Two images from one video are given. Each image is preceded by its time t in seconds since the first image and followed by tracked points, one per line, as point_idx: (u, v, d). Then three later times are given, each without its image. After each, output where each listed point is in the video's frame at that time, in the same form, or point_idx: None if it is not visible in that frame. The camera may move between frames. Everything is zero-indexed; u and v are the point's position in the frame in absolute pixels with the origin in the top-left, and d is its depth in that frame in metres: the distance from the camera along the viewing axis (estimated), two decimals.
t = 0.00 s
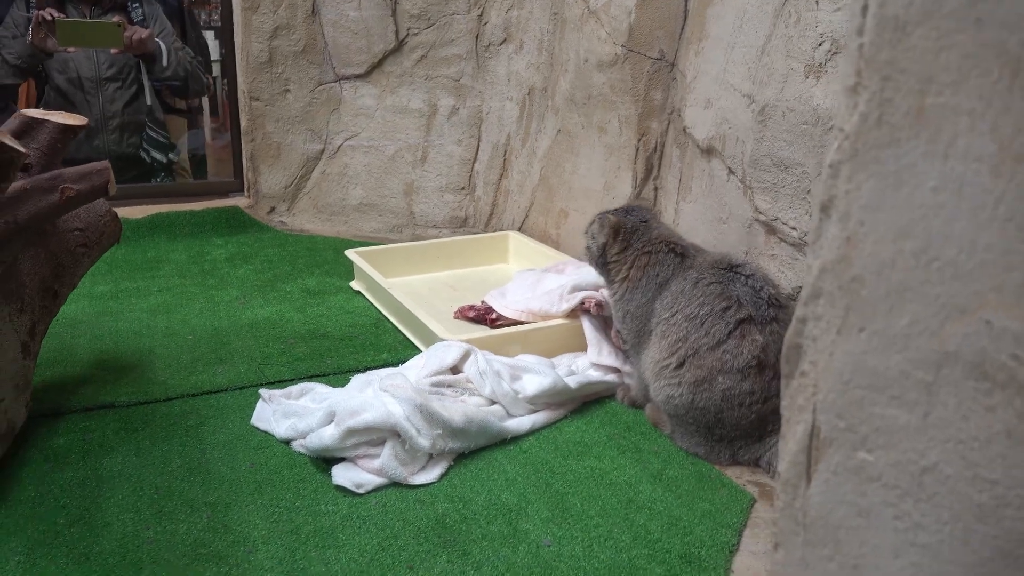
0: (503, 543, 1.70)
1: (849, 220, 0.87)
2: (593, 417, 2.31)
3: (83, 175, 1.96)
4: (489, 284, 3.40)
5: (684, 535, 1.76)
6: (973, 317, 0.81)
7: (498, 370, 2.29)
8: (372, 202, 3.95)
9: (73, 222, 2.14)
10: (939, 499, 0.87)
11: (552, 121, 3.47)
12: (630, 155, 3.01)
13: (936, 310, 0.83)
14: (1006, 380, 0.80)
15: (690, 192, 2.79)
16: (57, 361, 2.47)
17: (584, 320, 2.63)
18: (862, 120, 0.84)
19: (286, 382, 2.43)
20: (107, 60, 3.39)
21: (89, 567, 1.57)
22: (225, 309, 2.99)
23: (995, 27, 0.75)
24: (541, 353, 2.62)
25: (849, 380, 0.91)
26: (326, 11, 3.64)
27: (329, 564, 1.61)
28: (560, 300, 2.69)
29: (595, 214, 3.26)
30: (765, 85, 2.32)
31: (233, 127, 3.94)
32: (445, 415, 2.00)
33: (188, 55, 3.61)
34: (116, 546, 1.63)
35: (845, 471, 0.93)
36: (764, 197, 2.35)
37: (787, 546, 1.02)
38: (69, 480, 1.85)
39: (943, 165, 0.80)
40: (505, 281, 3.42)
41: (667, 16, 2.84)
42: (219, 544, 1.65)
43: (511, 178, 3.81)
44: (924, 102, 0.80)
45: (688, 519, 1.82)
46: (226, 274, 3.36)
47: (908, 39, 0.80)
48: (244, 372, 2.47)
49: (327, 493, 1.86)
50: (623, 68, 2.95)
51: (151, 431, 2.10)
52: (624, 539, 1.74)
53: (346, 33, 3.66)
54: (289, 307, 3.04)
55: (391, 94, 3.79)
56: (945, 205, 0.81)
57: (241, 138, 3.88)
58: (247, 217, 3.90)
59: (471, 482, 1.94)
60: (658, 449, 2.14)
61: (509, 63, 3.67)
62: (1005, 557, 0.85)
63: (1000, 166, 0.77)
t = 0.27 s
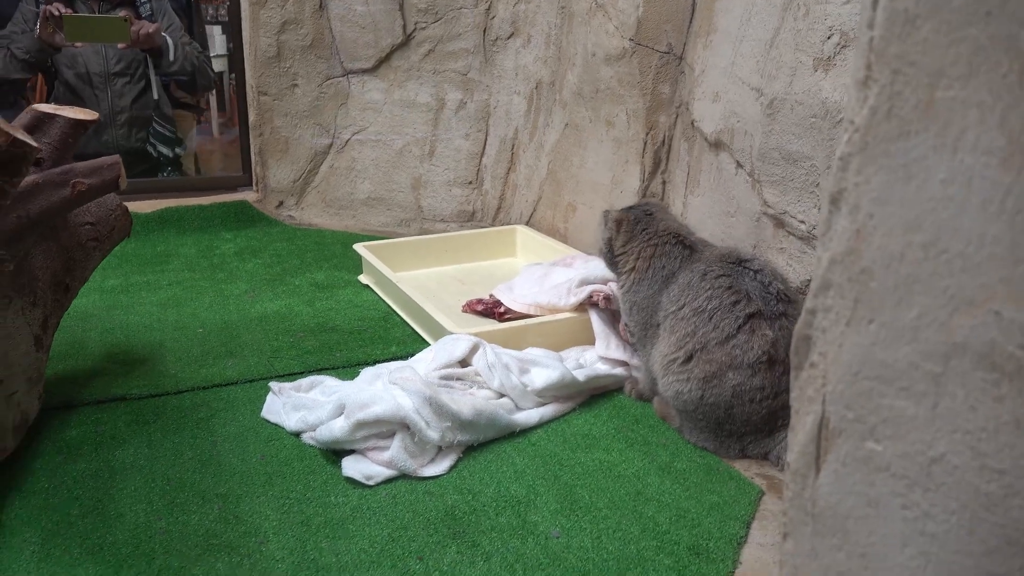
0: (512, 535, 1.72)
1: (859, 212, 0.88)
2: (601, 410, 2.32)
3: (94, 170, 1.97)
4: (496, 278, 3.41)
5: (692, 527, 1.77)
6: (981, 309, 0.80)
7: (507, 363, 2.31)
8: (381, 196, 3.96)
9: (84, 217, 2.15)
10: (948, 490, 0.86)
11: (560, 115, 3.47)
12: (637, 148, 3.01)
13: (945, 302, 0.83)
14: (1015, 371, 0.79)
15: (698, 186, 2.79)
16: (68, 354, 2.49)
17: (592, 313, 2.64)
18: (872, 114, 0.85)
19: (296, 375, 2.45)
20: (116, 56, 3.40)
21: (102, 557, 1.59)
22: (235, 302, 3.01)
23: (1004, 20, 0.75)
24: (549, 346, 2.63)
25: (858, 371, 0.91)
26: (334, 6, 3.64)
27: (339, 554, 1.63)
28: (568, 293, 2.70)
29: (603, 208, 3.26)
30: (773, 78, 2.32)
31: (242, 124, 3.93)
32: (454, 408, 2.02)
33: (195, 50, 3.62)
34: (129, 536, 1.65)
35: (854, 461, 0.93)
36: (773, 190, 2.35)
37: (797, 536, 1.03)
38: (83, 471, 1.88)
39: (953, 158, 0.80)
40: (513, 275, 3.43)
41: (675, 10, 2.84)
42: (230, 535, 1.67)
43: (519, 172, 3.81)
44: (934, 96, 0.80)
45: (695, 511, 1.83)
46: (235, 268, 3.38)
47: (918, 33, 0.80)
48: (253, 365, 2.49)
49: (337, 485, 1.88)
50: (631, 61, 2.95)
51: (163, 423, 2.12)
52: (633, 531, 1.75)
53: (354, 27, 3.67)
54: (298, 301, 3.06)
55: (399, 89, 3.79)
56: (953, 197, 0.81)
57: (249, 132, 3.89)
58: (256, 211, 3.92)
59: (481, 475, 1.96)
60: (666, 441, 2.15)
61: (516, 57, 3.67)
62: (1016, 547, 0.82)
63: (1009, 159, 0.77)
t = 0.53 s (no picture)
0: (517, 528, 1.73)
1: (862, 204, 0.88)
2: (606, 404, 2.32)
3: (103, 162, 1.98)
4: (503, 273, 3.42)
5: (696, 521, 1.77)
6: (983, 300, 0.80)
7: (512, 357, 2.31)
8: (388, 190, 3.97)
9: (93, 209, 2.17)
10: (949, 481, 0.86)
11: (567, 110, 3.47)
12: (644, 143, 3.01)
13: (947, 294, 0.82)
14: (1016, 362, 0.79)
15: (704, 181, 2.79)
16: (77, 346, 2.51)
17: (598, 308, 2.65)
18: (876, 106, 0.85)
19: (303, 367, 2.47)
20: (124, 49, 3.45)
21: (110, 547, 1.60)
22: (242, 295, 3.03)
23: (1007, 13, 0.75)
24: (554, 341, 2.63)
25: (861, 363, 0.91)
26: None
27: (345, 546, 1.64)
28: (574, 288, 2.70)
29: (610, 203, 3.26)
30: (781, 73, 2.31)
31: (250, 118, 3.92)
32: (459, 401, 2.03)
33: (204, 44, 3.65)
34: (137, 526, 1.67)
35: (856, 453, 0.94)
36: (780, 185, 2.34)
37: (799, 528, 1.03)
38: (90, 463, 1.89)
39: (956, 150, 0.80)
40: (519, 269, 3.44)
41: (682, 4, 2.83)
42: (237, 526, 1.68)
43: (526, 166, 3.81)
44: (938, 87, 0.80)
45: (700, 505, 1.84)
46: (242, 261, 3.39)
47: (923, 24, 0.80)
48: (260, 357, 2.50)
49: (343, 477, 1.89)
50: (638, 56, 2.94)
51: (170, 415, 2.13)
52: (637, 524, 1.76)
53: (362, 21, 3.67)
54: (305, 294, 3.07)
55: (406, 83, 3.80)
56: (956, 189, 0.80)
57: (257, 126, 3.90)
58: (263, 205, 3.93)
59: (486, 468, 1.96)
60: (672, 436, 2.15)
61: (524, 51, 3.66)
62: (1016, 538, 0.82)
63: (1012, 150, 0.77)
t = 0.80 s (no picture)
0: (523, 526, 1.73)
1: (861, 205, 0.88)
2: (612, 403, 2.32)
3: (111, 162, 2.00)
4: (509, 271, 3.42)
5: (701, 519, 1.78)
6: (981, 301, 0.80)
7: (518, 355, 2.32)
8: (394, 188, 3.98)
9: (101, 209, 2.19)
10: (947, 481, 0.85)
11: (573, 108, 3.47)
12: (650, 141, 3.01)
13: (945, 294, 0.82)
14: (1014, 363, 0.79)
15: (710, 178, 2.78)
16: (86, 345, 2.54)
17: (603, 305, 2.66)
18: (874, 107, 0.85)
19: (310, 366, 2.48)
20: (132, 48, 3.45)
21: (118, 544, 1.62)
22: (249, 294, 3.04)
23: (1005, 14, 0.75)
24: (560, 339, 2.64)
25: (860, 363, 0.91)
26: None
27: (351, 543, 1.65)
28: (581, 287, 2.72)
29: (616, 200, 3.26)
30: (787, 70, 2.31)
31: (257, 116, 3.95)
32: (465, 399, 2.04)
33: (211, 43, 3.67)
34: (145, 524, 1.69)
35: (855, 452, 0.94)
36: (786, 183, 2.34)
37: (800, 527, 1.03)
38: (99, 460, 1.91)
39: (953, 150, 0.80)
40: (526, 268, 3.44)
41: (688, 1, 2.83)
42: (244, 523, 1.70)
43: (532, 164, 3.82)
44: (935, 88, 0.80)
45: (705, 503, 1.84)
46: (250, 260, 3.41)
47: (921, 26, 0.80)
48: (268, 356, 2.52)
49: (349, 475, 1.90)
50: (644, 53, 2.94)
51: (178, 413, 2.15)
52: (642, 522, 1.76)
53: (368, 20, 3.69)
54: (312, 293, 3.08)
55: (413, 81, 3.81)
56: (954, 189, 0.80)
57: (264, 125, 3.92)
58: (271, 203, 3.95)
59: (491, 466, 1.97)
60: (677, 434, 2.15)
61: (530, 49, 3.66)
62: (1014, 539, 0.81)
63: (1009, 151, 0.76)
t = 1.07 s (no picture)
0: (530, 520, 1.74)
1: (864, 200, 0.88)
2: (620, 398, 2.33)
3: (121, 157, 2.00)
4: (519, 266, 3.43)
5: (708, 515, 1.78)
6: (983, 296, 0.79)
7: (526, 350, 2.33)
8: (404, 183, 3.99)
9: (113, 204, 2.22)
10: (949, 477, 0.85)
11: (583, 103, 3.46)
12: (660, 136, 3.00)
13: (947, 290, 0.82)
14: (1016, 358, 0.78)
15: (720, 173, 2.78)
16: (98, 339, 2.56)
17: (611, 299, 2.66)
18: (878, 101, 0.84)
19: (319, 360, 2.50)
20: (144, 44, 3.47)
21: (128, 536, 1.64)
22: (260, 289, 3.07)
23: (1008, 7, 0.74)
24: (569, 334, 2.64)
25: (862, 358, 0.91)
26: None
27: (359, 537, 1.67)
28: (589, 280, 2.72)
29: (626, 196, 3.25)
30: (797, 64, 2.29)
31: (268, 112, 3.95)
32: (473, 394, 2.04)
33: (222, 39, 3.68)
34: (155, 516, 1.71)
35: (858, 447, 0.94)
36: (795, 178, 2.32)
37: (803, 522, 1.03)
38: (111, 453, 1.94)
39: (955, 145, 0.79)
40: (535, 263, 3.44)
41: None
42: (253, 517, 1.72)
43: (542, 160, 3.82)
44: (937, 82, 0.80)
45: (712, 499, 1.84)
46: (261, 254, 3.43)
47: (923, 20, 0.79)
48: (278, 350, 2.54)
49: (357, 469, 1.92)
50: (655, 48, 2.93)
51: (189, 406, 2.18)
52: (649, 517, 1.77)
53: (379, 15, 3.69)
54: (322, 288, 3.10)
55: (423, 76, 3.81)
56: (956, 184, 0.80)
57: (275, 121, 3.93)
58: (282, 199, 3.97)
59: (499, 460, 1.98)
60: (685, 430, 2.15)
61: (540, 44, 3.66)
62: (1016, 535, 0.81)
63: (1012, 145, 0.76)
